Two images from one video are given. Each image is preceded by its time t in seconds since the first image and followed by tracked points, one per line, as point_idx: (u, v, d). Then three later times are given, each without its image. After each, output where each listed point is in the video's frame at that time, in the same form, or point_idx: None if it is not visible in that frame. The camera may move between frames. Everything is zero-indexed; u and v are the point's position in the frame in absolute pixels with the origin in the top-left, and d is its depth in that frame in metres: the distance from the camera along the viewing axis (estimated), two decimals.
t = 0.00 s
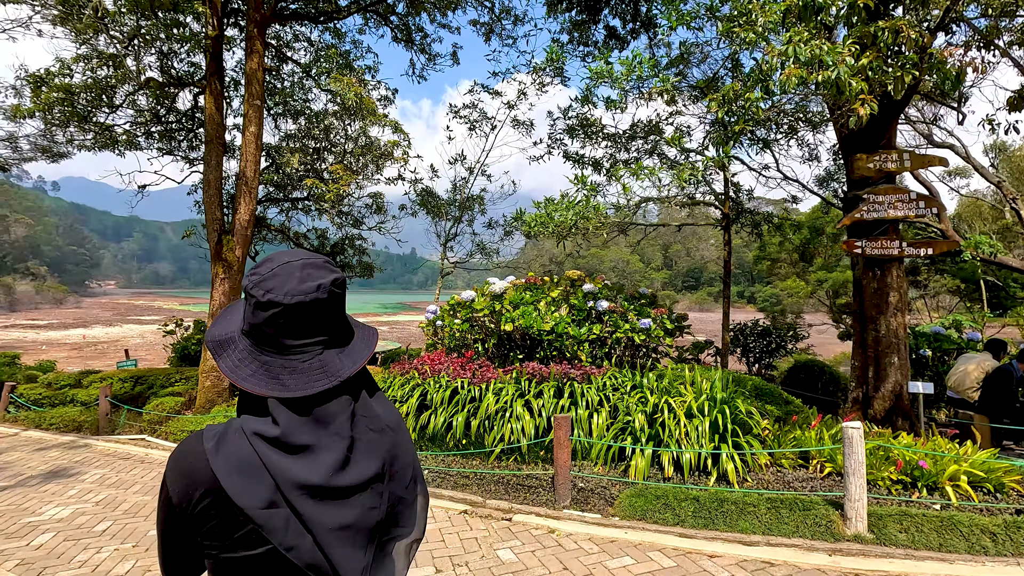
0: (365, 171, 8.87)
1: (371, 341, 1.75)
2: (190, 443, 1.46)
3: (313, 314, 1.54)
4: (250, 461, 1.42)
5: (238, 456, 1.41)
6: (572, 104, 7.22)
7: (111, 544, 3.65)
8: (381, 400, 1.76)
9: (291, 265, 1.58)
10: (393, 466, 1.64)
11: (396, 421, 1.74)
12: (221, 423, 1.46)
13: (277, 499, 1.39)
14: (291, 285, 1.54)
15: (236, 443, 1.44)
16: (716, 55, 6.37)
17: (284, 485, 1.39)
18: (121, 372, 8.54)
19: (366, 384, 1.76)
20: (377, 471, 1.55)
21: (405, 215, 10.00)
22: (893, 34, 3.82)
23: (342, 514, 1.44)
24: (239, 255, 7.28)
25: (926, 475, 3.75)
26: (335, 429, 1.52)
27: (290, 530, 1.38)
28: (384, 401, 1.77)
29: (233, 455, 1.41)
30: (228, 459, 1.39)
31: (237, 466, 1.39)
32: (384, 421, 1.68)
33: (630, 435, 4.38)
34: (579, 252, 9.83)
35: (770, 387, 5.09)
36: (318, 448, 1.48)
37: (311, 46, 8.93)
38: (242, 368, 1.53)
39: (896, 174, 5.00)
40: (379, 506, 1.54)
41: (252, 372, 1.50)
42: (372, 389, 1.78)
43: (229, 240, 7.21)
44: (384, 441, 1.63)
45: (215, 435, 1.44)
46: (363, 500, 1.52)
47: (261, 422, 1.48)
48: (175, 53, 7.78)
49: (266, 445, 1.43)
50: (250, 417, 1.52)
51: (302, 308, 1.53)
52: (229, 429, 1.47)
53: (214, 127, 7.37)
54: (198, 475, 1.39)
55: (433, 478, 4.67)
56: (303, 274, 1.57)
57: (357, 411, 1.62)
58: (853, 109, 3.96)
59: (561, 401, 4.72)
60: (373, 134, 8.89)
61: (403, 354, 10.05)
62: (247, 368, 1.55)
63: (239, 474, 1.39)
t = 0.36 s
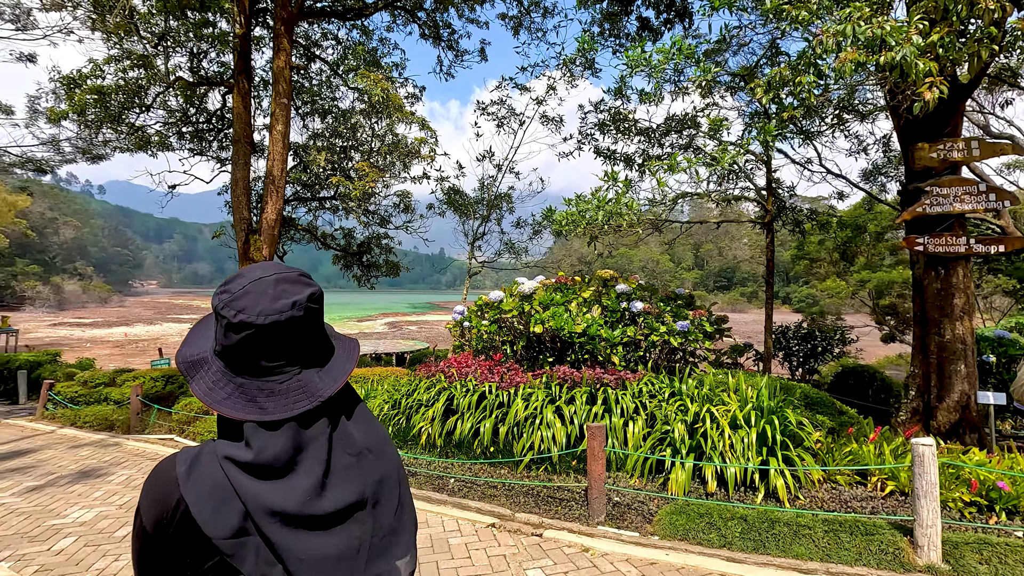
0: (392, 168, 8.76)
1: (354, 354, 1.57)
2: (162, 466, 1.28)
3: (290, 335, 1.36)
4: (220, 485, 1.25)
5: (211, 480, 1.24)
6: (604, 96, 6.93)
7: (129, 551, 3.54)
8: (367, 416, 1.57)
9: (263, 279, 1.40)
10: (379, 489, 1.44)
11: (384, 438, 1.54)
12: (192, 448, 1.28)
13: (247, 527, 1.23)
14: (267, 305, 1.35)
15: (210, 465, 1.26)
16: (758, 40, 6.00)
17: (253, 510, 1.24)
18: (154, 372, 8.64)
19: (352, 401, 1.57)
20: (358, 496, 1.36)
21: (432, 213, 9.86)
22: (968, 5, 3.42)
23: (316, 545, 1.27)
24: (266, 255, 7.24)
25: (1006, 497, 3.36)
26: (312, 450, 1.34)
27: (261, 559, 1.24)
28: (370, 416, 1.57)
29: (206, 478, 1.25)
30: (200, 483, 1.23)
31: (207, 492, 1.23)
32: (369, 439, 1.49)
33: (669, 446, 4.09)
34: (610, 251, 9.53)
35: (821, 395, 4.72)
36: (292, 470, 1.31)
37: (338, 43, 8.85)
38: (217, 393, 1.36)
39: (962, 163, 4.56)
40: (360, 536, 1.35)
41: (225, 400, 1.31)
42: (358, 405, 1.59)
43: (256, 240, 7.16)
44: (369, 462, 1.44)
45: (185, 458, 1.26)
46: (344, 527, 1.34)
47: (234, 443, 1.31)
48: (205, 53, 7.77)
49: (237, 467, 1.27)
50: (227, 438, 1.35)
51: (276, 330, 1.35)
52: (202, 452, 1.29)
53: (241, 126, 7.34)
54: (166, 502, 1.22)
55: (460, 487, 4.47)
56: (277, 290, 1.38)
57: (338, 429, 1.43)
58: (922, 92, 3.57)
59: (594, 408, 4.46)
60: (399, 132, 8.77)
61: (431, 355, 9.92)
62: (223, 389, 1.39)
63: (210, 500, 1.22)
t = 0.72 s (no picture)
0: (423, 169, 8.64)
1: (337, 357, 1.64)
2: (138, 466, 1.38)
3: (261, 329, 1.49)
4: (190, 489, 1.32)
5: (180, 486, 1.31)
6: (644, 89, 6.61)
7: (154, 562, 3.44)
8: (349, 427, 1.60)
9: (241, 273, 1.52)
10: (357, 501, 1.44)
11: (366, 449, 1.56)
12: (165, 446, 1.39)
13: (215, 535, 1.28)
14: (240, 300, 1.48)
15: (178, 468, 1.35)
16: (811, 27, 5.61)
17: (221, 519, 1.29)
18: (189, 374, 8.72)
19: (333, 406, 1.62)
20: (332, 507, 1.37)
21: (463, 215, 9.71)
22: None
23: (288, 556, 1.28)
24: (297, 257, 7.20)
25: None
26: (283, 459, 1.37)
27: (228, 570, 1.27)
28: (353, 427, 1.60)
29: (172, 484, 1.32)
30: (168, 486, 1.30)
31: (174, 496, 1.29)
32: (347, 451, 1.51)
33: (718, 462, 3.78)
34: (647, 253, 9.17)
35: (886, 408, 4.33)
36: (263, 480, 1.35)
37: (370, 44, 8.79)
38: (194, 387, 1.48)
39: None
40: (336, 549, 1.35)
41: (199, 395, 1.43)
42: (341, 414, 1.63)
43: (287, 242, 7.12)
44: (346, 474, 1.45)
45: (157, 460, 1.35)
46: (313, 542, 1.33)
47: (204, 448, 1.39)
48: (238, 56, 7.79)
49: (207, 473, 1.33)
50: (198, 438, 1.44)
51: (249, 325, 1.48)
52: (174, 453, 1.39)
53: (273, 128, 7.32)
54: (138, 504, 1.30)
55: (491, 501, 4.24)
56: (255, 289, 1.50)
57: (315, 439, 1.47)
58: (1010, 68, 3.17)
59: (634, 419, 4.18)
60: (430, 132, 8.63)
61: (461, 359, 9.74)
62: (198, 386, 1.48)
63: (177, 504, 1.29)
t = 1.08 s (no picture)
0: (443, 167, 8.46)
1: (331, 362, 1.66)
2: (124, 479, 1.48)
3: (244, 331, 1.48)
4: (182, 506, 1.40)
5: (169, 502, 1.40)
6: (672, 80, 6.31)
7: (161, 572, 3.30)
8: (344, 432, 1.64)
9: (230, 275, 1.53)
10: (356, 507, 1.50)
11: (362, 456, 1.60)
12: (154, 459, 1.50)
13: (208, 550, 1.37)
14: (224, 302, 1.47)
15: (168, 483, 1.43)
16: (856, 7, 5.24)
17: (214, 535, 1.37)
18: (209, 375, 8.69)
19: (326, 412, 1.67)
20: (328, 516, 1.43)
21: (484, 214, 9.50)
22: None
23: (287, 567, 1.36)
24: (314, 257, 7.09)
25: None
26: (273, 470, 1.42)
27: None
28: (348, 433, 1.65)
29: (164, 498, 1.41)
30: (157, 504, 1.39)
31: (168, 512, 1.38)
32: (343, 458, 1.55)
33: (759, 476, 3.48)
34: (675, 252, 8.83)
35: (945, 419, 3.97)
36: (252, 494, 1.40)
37: (389, 41, 8.65)
38: (183, 391, 1.60)
39: None
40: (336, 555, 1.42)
41: (187, 400, 1.54)
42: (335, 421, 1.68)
43: (305, 242, 7.02)
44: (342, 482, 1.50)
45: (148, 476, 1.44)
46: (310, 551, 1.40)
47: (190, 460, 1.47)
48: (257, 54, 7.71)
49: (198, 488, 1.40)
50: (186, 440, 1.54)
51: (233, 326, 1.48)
52: (164, 467, 1.48)
53: (291, 126, 7.22)
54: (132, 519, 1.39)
55: (513, 513, 4.00)
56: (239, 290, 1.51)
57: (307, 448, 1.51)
58: None
59: (666, 428, 3.90)
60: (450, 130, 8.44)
61: (483, 361, 9.53)
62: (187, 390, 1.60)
63: (171, 521, 1.37)
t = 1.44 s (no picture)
0: (448, 165, 8.25)
1: (319, 363, 1.76)
2: (111, 480, 1.53)
3: (236, 337, 1.54)
4: (174, 503, 1.48)
5: (162, 501, 1.47)
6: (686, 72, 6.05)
7: None
8: (328, 429, 1.75)
9: (217, 279, 1.56)
10: (340, 503, 1.63)
11: (345, 453, 1.73)
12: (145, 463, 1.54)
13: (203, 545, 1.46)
14: (214, 308, 1.50)
15: (159, 482, 1.50)
16: None
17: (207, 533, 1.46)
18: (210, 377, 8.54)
19: (311, 411, 1.77)
20: (316, 513, 1.56)
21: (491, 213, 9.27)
22: None
23: (276, 558, 1.49)
24: (315, 258, 6.91)
25: None
26: (266, 470, 1.53)
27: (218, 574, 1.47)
28: (332, 430, 1.75)
29: (157, 496, 1.48)
30: (150, 503, 1.46)
31: (161, 510, 1.46)
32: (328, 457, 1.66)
33: (783, 494, 3.22)
34: (688, 252, 8.54)
35: (986, 433, 3.69)
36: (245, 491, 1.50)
37: (393, 37, 8.46)
38: (170, 394, 1.61)
39: None
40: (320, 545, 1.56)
41: (176, 403, 1.59)
42: (320, 418, 1.78)
43: (305, 242, 6.83)
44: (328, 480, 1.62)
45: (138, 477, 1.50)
46: (300, 544, 1.54)
47: (181, 458, 1.54)
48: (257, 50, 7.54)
49: (190, 487, 1.47)
50: (174, 442, 1.59)
51: (223, 332, 1.52)
52: (154, 467, 1.54)
53: (291, 122, 7.04)
54: (122, 517, 1.46)
55: (517, 530, 3.76)
56: (227, 292, 1.55)
57: (295, 447, 1.61)
58: None
59: (680, 440, 3.66)
60: (455, 127, 8.23)
61: (489, 364, 9.31)
62: (174, 394, 1.62)
63: (165, 519, 1.46)
